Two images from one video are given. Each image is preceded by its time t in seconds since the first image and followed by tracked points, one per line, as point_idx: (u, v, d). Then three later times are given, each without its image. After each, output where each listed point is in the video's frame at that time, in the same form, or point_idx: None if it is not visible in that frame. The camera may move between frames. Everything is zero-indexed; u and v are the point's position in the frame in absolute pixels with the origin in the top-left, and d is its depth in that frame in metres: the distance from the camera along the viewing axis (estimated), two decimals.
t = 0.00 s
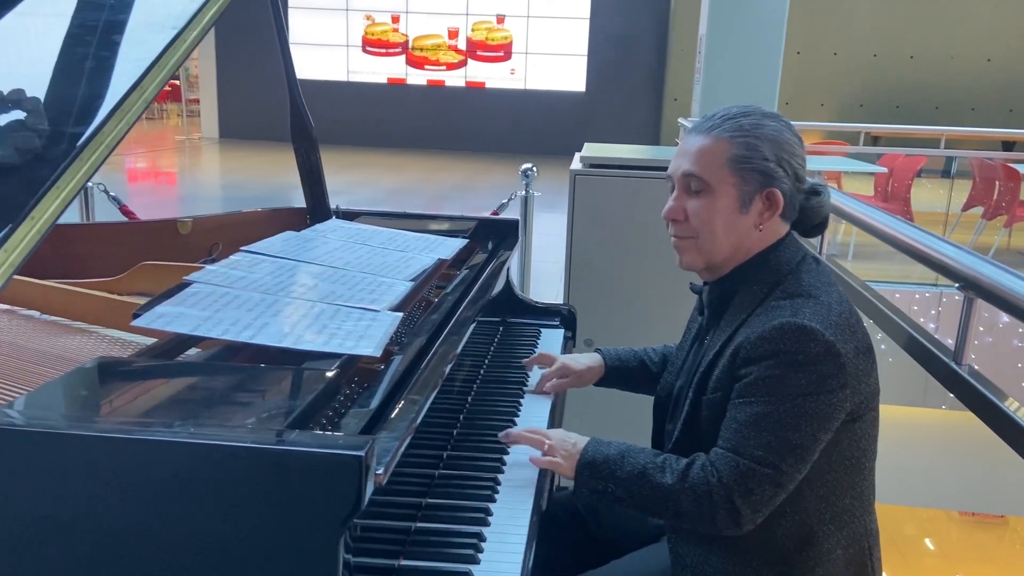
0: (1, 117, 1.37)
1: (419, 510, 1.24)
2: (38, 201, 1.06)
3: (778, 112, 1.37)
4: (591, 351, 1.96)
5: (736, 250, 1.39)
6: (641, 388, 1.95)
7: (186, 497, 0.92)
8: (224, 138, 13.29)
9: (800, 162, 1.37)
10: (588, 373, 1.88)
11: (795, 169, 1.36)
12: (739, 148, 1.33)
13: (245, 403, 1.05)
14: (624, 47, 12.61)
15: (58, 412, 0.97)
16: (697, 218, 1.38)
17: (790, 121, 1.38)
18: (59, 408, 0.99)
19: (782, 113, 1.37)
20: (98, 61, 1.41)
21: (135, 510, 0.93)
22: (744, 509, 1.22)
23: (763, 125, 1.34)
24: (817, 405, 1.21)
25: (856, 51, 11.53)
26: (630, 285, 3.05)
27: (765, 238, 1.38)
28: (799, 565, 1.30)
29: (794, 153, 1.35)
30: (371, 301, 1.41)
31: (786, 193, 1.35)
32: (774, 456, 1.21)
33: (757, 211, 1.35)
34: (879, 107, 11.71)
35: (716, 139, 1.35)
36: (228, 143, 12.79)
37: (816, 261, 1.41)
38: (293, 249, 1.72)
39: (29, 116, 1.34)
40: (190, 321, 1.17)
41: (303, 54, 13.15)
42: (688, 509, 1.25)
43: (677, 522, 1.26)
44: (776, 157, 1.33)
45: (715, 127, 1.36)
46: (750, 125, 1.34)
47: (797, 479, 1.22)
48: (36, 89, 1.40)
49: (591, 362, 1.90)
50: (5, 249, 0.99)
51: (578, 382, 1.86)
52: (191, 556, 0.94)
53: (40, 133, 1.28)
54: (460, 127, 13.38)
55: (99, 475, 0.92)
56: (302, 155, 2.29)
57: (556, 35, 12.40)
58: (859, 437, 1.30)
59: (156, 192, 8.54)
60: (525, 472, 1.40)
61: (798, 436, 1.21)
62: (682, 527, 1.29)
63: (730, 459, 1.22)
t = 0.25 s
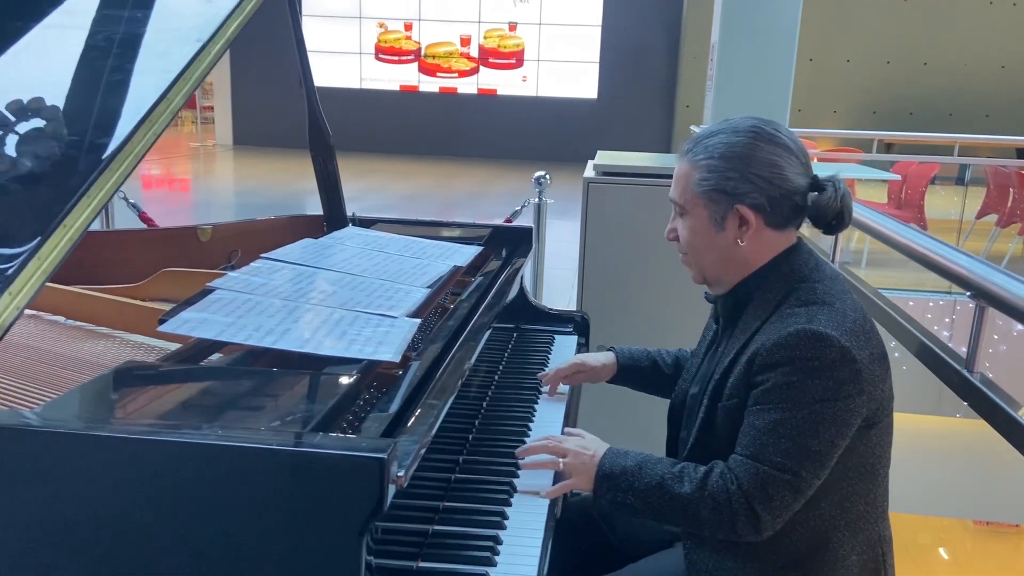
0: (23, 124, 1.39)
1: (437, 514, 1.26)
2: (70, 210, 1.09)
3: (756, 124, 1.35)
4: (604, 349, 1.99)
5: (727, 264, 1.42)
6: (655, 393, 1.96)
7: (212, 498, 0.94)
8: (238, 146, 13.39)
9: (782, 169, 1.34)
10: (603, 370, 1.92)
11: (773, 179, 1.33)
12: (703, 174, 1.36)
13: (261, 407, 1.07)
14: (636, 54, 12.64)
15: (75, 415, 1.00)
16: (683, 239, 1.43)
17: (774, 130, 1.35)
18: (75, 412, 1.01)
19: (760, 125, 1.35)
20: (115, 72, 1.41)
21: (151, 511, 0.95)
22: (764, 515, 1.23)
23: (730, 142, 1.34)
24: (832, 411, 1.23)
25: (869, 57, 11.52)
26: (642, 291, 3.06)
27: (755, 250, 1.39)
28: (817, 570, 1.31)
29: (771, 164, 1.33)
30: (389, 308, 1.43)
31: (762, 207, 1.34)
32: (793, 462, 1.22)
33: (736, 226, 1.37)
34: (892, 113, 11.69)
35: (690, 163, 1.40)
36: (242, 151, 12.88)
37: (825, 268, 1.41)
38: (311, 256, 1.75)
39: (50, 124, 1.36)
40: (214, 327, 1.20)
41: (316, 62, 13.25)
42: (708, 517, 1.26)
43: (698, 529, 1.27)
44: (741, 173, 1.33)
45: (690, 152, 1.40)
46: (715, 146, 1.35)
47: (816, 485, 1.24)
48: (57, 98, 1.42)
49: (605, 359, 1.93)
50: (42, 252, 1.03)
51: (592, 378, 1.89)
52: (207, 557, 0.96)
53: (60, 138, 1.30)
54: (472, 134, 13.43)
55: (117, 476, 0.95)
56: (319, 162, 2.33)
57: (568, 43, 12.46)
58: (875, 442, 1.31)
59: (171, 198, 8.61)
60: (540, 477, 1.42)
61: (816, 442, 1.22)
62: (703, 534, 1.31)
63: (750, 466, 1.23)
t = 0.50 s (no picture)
0: (42, 133, 1.37)
1: (452, 517, 1.29)
2: (101, 221, 1.13)
3: (760, 138, 1.38)
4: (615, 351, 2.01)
5: (733, 274, 1.45)
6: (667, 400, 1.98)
7: (237, 500, 0.97)
8: (252, 153, 13.49)
9: (786, 182, 1.36)
10: (611, 373, 1.94)
11: (776, 192, 1.35)
12: (707, 189, 1.39)
13: (275, 412, 1.10)
14: (649, 62, 12.67)
15: (92, 419, 1.03)
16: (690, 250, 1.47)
17: (777, 143, 1.38)
18: (92, 416, 1.05)
19: (763, 139, 1.38)
20: (142, 87, 1.45)
21: (169, 510, 0.98)
22: (766, 517, 1.25)
23: (733, 157, 1.37)
24: (837, 417, 1.24)
25: (882, 65, 11.51)
26: (654, 299, 3.08)
27: (760, 261, 1.41)
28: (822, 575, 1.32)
29: (774, 177, 1.36)
30: (406, 315, 1.46)
31: (765, 219, 1.37)
32: (798, 465, 1.24)
33: (740, 238, 1.40)
34: (906, 120, 11.67)
35: (695, 177, 1.43)
36: (256, 158, 12.98)
37: (833, 277, 1.43)
38: (329, 264, 1.78)
39: (70, 133, 1.39)
40: (237, 333, 1.23)
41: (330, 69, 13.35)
42: (713, 517, 1.28)
43: (703, 529, 1.29)
44: (743, 187, 1.36)
45: (696, 165, 1.43)
46: (718, 162, 1.38)
47: (819, 489, 1.25)
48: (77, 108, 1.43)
49: (615, 363, 1.95)
50: (72, 262, 1.08)
51: (601, 384, 1.92)
52: (223, 556, 0.98)
53: (82, 150, 1.34)
54: (485, 141, 13.48)
55: (135, 478, 0.98)
56: (336, 171, 2.36)
57: (580, 50, 12.52)
58: (882, 449, 1.32)
59: (186, 205, 8.70)
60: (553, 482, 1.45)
61: (820, 447, 1.24)
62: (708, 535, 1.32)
63: (755, 469, 1.25)
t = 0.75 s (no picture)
0: (62, 142, 1.40)
1: (465, 523, 1.31)
2: (127, 230, 1.17)
3: (768, 151, 1.41)
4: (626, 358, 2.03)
5: (744, 285, 1.46)
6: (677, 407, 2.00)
7: (257, 504, 1.00)
8: (265, 159, 13.59)
9: (796, 193, 1.39)
10: (621, 377, 1.95)
11: (787, 202, 1.38)
12: (718, 201, 1.41)
13: (295, 419, 1.13)
14: (661, 69, 12.70)
15: (117, 424, 1.06)
16: (700, 263, 1.48)
17: (783, 155, 1.41)
18: (109, 421, 1.07)
19: (771, 152, 1.41)
20: (165, 100, 1.49)
21: (184, 514, 1.01)
22: (782, 525, 1.27)
23: (743, 169, 1.40)
24: (848, 424, 1.26)
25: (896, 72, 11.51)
26: (665, 307, 3.10)
27: (771, 271, 1.43)
28: None
29: (784, 188, 1.38)
30: (420, 323, 1.49)
31: (777, 230, 1.39)
32: (809, 472, 1.26)
33: (752, 249, 1.42)
34: (919, 128, 11.65)
35: (705, 190, 1.45)
36: (270, 164, 13.07)
37: (841, 286, 1.45)
38: (344, 272, 1.82)
39: (88, 142, 1.42)
40: (257, 341, 1.26)
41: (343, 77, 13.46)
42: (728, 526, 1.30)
43: (719, 537, 1.31)
44: (755, 199, 1.38)
45: (705, 179, 1.45)
46: (729, 175, 1.40)
47: (832, 496, 1.27)
48: (96, 117, 1.46)
49: (626, 366, 1.97)
50: (99, 272, 1.11)
51: (613, 390, 1.94)
52: (242, 558, 1.01)
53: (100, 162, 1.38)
54: (497, 149, 13.53)
55: (152, 481, 1.01)
56: (351, 181, 2.40)
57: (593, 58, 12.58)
58: (890, 455, 1.34)
59: (201, 211, 8.78)
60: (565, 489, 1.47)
61: (831, 453, 1.26)
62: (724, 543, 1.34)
63: (768, 477, 1.27)
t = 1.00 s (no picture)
0: (80, 150, 1.50)
1: (474, 526, 1.34)
2: (147, 240, 1.20)
3: (779, 163, 1.44)
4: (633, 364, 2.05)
5: (753, 294, 1.48)
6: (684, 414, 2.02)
7: (273, 508, 1.03)
8: (279, 166, 13.68)
9: (806, 205, 1.42)
10: (627, 386, 1.98)
11: (798, 214, 1.41)
12: (731, 212, 1.43)
13: (307, 423, 1.16)
14: (674, 77, 12.71)
15: (135, 428, 1.10)
16: (710, 273, 1.50)
17: (793, 167, 1.44)
18: (127, 425, 1.11)
19: (782, 165, 1.44)
20: (186, 114, 1.53)
21: (199, 516, 1.04)
22: (780, 529, 1.29)
23: (756, 180, 1.42)
24: (848, 429, 1.28)
25: (910, 80, 11.49)
26: (675, 315, 3.12)
27: (782, 281, 1.46)
28: None
29: (796, 200, 1.41)
30: (431, 331, 1.52)
31: (790, 240, 1.42)
32: (809, 477, 1.28)
33: (764, 260, 1.44)
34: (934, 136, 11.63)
35: (716, 201, 1.46)
36: (284, 172, 13.16)
37: (845, 296, 1.48)
38: (357, 280, 1.85)
39: (106, 150, 1.50)
40: (272, 348, 1.30)
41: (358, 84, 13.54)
42: (726, 529, 1.31)
43: (718, 541, 1.33)
44: (770, 210, 1.41)
45: (716, 190, 1.47)
46: (743, 186, 1.42)
47: (830, 500, 1.29)
48: (112, 125, 1.55)
49: (631, 375, 1.99)
50: (121, 281, 1.15)
51: (621, 396, 1.96)
52: (256, 560, 1.04)
53: (115, 169, 1.45)
54: (510, 156, 13.57)
55: (168, 484, 1.04)
56: (365, 190, 2.44)
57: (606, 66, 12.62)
58: (890, 462, 1.36)
59: (215, 218, 8.85)
60: (573, 495, 1.49)
61: (831, 459, 1.28)
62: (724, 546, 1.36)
63: (767, 480, 1.29)
